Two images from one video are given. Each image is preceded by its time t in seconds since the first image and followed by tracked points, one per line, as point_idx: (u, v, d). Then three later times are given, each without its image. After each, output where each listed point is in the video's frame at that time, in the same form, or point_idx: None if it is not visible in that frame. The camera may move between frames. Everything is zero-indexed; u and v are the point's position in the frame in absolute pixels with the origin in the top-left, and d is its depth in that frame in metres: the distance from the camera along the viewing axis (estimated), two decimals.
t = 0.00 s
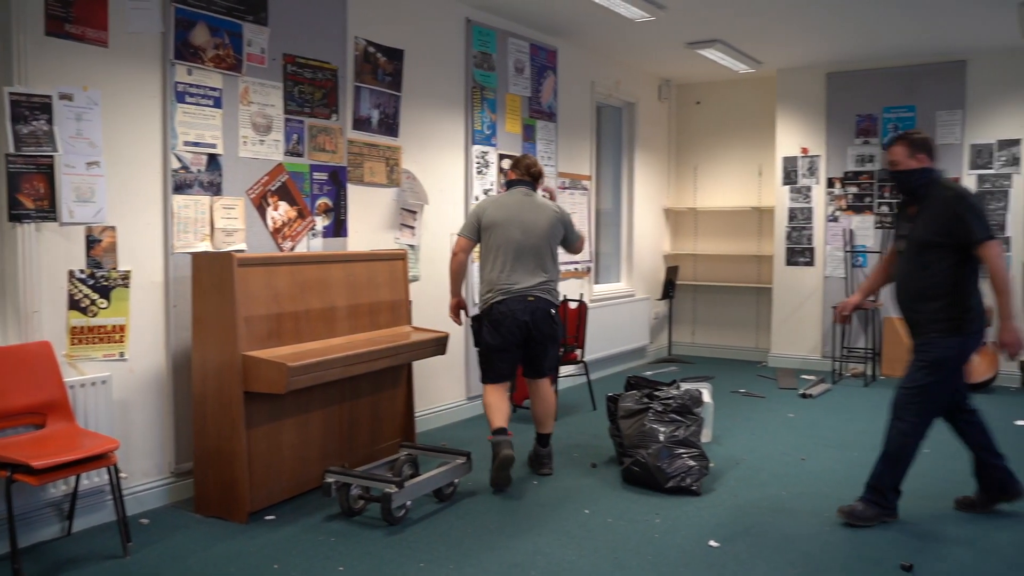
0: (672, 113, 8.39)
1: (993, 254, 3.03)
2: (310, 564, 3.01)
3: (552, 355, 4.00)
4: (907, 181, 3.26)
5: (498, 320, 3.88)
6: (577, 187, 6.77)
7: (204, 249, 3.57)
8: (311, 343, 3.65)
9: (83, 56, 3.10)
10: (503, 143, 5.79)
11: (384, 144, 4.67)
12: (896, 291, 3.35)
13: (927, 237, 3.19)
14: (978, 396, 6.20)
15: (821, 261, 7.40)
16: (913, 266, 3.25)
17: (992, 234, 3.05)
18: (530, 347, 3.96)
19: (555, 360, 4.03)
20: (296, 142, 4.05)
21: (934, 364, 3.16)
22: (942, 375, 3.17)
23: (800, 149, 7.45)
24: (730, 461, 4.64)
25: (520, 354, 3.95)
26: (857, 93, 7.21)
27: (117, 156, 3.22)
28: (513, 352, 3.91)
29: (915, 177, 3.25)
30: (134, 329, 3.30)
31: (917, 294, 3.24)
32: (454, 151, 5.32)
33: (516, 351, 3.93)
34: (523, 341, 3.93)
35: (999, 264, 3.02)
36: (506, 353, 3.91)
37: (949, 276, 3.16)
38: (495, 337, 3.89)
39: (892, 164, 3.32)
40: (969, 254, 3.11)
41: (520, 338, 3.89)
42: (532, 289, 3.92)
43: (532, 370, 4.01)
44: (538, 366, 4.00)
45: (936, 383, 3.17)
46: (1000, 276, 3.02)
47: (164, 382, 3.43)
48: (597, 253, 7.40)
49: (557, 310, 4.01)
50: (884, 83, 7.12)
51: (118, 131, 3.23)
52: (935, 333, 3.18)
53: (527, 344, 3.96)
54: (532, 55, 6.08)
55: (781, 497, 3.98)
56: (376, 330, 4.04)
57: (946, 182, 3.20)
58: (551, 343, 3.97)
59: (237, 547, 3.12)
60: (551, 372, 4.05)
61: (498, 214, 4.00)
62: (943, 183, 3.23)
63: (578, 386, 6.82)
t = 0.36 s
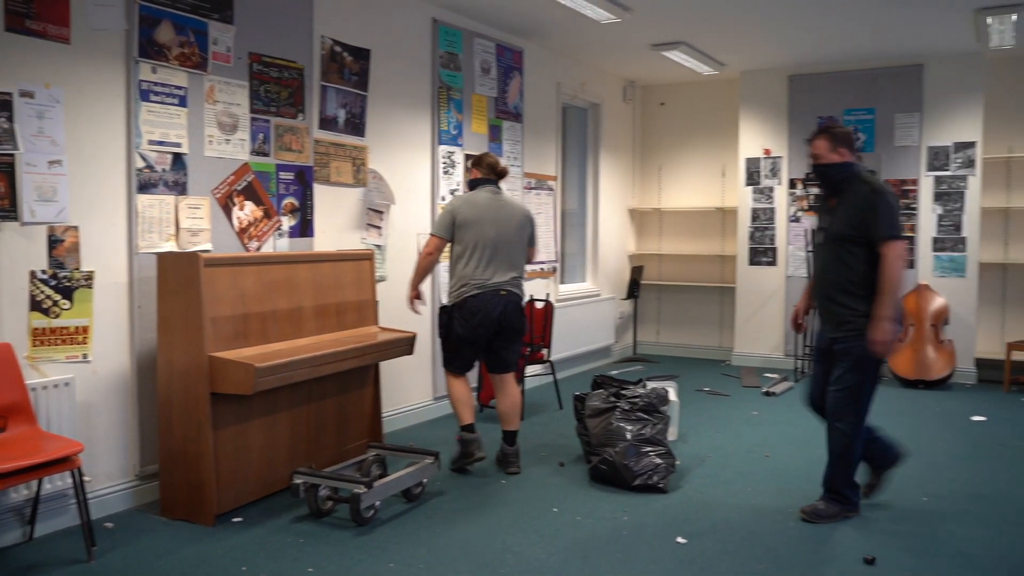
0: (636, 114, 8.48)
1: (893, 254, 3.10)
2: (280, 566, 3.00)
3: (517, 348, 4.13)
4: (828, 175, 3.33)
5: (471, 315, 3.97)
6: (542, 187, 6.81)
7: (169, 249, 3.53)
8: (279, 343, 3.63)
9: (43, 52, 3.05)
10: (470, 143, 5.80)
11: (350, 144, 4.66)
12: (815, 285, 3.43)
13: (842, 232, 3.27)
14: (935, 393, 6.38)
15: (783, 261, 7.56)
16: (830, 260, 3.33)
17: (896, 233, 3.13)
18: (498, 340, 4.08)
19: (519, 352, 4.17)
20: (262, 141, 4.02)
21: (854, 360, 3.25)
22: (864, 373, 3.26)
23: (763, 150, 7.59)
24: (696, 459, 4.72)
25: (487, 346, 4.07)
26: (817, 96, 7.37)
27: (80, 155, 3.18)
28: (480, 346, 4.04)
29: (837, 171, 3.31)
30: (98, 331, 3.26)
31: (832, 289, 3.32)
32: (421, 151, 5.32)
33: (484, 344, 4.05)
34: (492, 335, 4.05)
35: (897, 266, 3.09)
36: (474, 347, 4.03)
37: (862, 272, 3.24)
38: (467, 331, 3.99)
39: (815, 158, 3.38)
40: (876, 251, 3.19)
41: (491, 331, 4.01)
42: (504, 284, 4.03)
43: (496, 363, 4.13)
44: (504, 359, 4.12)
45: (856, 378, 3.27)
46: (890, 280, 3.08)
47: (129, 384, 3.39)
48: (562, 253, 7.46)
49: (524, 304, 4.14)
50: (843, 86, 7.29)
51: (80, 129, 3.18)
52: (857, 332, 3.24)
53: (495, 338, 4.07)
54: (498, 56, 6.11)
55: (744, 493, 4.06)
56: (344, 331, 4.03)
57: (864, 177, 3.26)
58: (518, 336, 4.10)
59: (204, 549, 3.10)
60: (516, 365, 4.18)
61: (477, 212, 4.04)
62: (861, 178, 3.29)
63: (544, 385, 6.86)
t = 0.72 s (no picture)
0: (601, 115, 8.57)
1: (798, 250, 3.11)
2: (248, 568, 2.99)
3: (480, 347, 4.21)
4: (748, 172, 3.35)
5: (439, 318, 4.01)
6: (508, 187, 6.85)
7: (132, 250, 3.49)
8: (245, 344, 3.60)
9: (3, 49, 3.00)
10: (436, 143, 5.81)
11: (316, 144, 4.64)
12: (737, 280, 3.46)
13: (761, 228, 3.30)
14: (893, 390, 6.55)
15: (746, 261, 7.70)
16: (750, 257, 3.36)
17: (807, 227, 3.14)
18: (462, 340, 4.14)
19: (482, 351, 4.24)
20: (227, 141, 3.99)
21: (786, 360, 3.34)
22: (797, 373, 3.36)
23: (726, 151, 7.72)
24: (662, 457, 4.79)
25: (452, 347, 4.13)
26: (778, 98, 7.52)
27: (41, 154, 3.14)
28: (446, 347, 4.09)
29: (756, 168, 3.34)
30: (60, 332, 3.22)
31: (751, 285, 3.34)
32: (388, 151, 5.31)
33: (450, 345, 4.10)
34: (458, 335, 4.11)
35: (797, 261, 3.10)
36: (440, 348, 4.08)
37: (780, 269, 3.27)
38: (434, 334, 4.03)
39: (735, 155, 3.40)
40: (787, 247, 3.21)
41: (457, 331, 4.06)
42: (467, 285, 4.09)
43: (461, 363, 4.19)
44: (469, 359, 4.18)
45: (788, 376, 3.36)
46: (781, 270, 3.10)
47: (92, 386, 3.35)
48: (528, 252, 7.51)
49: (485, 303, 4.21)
50: (802, 90, 7.45)
51: (41, 127, 3.14)
52: (783, 332, 3.34)
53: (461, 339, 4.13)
54: (465, 56, 6.13)
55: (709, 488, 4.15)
56: (311, 331, 4.01)
57: (783, 174, 3.30)
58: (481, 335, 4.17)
59: (170, 552, 3.07)
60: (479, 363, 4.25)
61: (442, 216, 4.05)
62: (780, 175, 3.33)
63: (511, 385, 6.90)
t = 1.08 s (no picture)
0: (569, 116, 8.63)
1: (717, 252, 3.09)
2: (219, 570, 2.97)
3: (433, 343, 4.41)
4: (665, 176, 3.33)
5: (405, 320, 4.18)
6: (477, 187, 6.87)
7: (99, 250, 3.46)
8: (214, 345, 3.58)
9: None
10: (405, 143, 5.82)
11: (285, 144, 4.62)
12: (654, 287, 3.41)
13: (679, 233, 3.27)
14: (857, 387, 6.70)
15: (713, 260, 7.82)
16: (667, 261, 3.32)
17: (725, 231, 3.13)
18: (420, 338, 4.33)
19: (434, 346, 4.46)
20: (194, 140, 3.96)
21: (707, 367, 3.33)
22: (718, 380, 3.34)
23: (693, 151, 7.84)
24: (631, 454, 4.86)
25: (412, 346, 4.30)
26: (743, 100, 7.65)
27: (4, 153, 3.10)
28: (408, 346, 4.26)
29: (673, 173, 3.32)
30: (25, 334, 3.20)
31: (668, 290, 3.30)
32: (357, 151, 5.31)
33: (410, 344, 4.28)
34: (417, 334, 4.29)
35: (718, 262, 3.09)
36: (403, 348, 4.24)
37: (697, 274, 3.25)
38: (400, 335, 4.19)
39: (651, 160, 3.38)
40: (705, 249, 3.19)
41: (419, 331, 4.25)
42: (427, 286, 4.29)
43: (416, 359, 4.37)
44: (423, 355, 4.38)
45: (711, 384, 3.35)
46: (701, 271, 3.08)
47: (58, 388, 3.31)
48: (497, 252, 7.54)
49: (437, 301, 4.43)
50: (767, 91, 7.59)
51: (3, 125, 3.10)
52: (704, 338, 3.32)
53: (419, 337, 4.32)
54: (433, 56, 6.14)
55: (678, 484, 4.22)
56: (280, 332, 4.00)
57: (699, 178, 3.29)
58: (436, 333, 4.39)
59: (139, 555, 3.05)
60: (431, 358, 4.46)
61: (405, 221, 4.20)
62: (697, 180, 3.32)
63: (481, 385, 6.92)
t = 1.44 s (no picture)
0: (542, 117, 8.67)
1: (661, 246, 3.07)
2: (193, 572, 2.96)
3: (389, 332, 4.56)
4: (593, 167, 3.29)
5: (386, 316, 4.32)
6: (450, 187, 6.89)
7: (69, 250, 3.42)
8: (186, 345, 3.56)
9: None
10: (378, 143, 5.81)
11: (257, 143, 4.60)
12: (581, 278, 3.36)
13: (612, 224, 3.22)
14: (826, 385, 6.82)
15: (685, 260, 7.91)
16: (599, 253, 3.26)
17: (663, 223, 3.11)
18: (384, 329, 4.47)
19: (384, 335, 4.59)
20: (166, 140, 3.93)
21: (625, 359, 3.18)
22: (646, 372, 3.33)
23: (665, 152, 7.93)
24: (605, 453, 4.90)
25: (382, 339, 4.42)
26: (713, 101, 7.75)
27: None
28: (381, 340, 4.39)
29: (602, 165, 3.28)
30: None
31: (601, 283, 3.25)
32: (330, 150, 5.30)
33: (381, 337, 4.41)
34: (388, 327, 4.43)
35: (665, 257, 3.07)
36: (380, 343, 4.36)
37: (630, 266, 3.22)
38: (382, 331, 4.32)
39: (577, 152, 3.34)
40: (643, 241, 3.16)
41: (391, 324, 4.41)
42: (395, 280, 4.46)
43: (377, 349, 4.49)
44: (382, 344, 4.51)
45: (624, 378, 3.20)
46: (654, 268, 3.04)
47: (27, 390, 3.28)
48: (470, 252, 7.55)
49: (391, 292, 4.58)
50: (736, 93, 7.70)
51: None
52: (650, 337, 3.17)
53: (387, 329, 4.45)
54: (406, 56, 6.14)
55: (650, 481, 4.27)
56: (254, 332, 3.98)
57: (627, 169, 3.28)
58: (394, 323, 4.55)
59: (111, 558, 3.03)
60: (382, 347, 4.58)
61: (383, 220, 4.31)
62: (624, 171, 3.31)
63: (455, 385, 6.93)
